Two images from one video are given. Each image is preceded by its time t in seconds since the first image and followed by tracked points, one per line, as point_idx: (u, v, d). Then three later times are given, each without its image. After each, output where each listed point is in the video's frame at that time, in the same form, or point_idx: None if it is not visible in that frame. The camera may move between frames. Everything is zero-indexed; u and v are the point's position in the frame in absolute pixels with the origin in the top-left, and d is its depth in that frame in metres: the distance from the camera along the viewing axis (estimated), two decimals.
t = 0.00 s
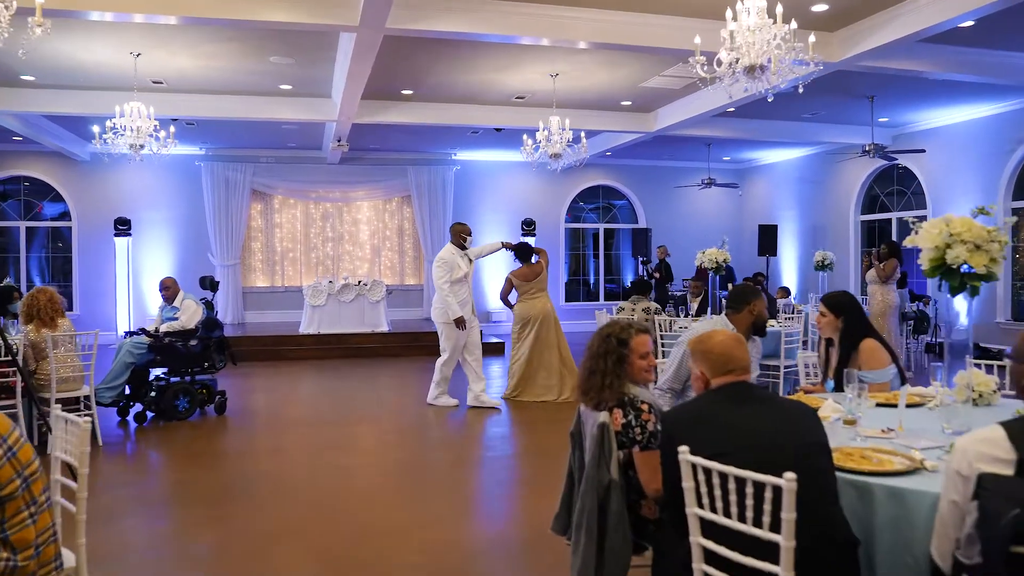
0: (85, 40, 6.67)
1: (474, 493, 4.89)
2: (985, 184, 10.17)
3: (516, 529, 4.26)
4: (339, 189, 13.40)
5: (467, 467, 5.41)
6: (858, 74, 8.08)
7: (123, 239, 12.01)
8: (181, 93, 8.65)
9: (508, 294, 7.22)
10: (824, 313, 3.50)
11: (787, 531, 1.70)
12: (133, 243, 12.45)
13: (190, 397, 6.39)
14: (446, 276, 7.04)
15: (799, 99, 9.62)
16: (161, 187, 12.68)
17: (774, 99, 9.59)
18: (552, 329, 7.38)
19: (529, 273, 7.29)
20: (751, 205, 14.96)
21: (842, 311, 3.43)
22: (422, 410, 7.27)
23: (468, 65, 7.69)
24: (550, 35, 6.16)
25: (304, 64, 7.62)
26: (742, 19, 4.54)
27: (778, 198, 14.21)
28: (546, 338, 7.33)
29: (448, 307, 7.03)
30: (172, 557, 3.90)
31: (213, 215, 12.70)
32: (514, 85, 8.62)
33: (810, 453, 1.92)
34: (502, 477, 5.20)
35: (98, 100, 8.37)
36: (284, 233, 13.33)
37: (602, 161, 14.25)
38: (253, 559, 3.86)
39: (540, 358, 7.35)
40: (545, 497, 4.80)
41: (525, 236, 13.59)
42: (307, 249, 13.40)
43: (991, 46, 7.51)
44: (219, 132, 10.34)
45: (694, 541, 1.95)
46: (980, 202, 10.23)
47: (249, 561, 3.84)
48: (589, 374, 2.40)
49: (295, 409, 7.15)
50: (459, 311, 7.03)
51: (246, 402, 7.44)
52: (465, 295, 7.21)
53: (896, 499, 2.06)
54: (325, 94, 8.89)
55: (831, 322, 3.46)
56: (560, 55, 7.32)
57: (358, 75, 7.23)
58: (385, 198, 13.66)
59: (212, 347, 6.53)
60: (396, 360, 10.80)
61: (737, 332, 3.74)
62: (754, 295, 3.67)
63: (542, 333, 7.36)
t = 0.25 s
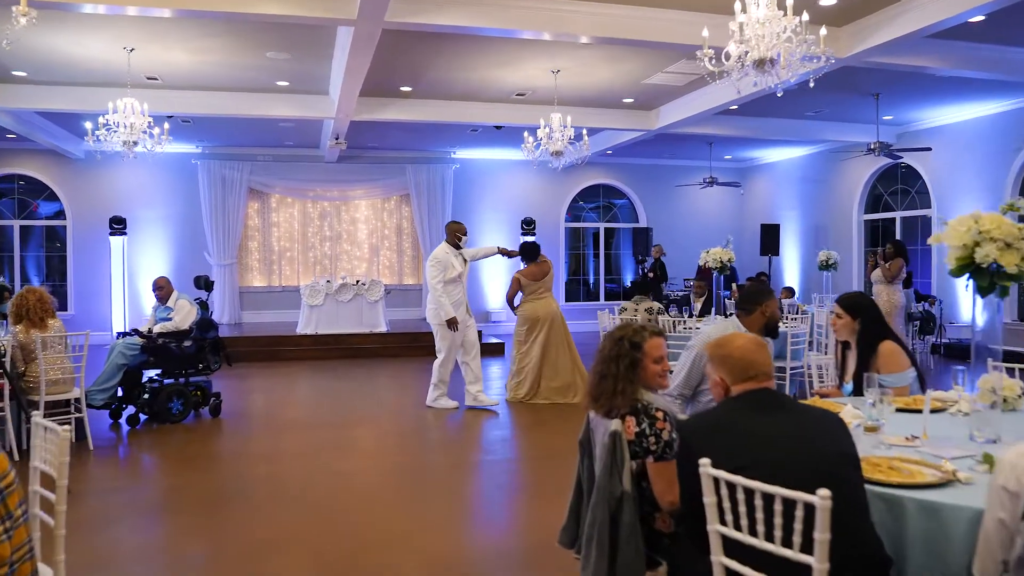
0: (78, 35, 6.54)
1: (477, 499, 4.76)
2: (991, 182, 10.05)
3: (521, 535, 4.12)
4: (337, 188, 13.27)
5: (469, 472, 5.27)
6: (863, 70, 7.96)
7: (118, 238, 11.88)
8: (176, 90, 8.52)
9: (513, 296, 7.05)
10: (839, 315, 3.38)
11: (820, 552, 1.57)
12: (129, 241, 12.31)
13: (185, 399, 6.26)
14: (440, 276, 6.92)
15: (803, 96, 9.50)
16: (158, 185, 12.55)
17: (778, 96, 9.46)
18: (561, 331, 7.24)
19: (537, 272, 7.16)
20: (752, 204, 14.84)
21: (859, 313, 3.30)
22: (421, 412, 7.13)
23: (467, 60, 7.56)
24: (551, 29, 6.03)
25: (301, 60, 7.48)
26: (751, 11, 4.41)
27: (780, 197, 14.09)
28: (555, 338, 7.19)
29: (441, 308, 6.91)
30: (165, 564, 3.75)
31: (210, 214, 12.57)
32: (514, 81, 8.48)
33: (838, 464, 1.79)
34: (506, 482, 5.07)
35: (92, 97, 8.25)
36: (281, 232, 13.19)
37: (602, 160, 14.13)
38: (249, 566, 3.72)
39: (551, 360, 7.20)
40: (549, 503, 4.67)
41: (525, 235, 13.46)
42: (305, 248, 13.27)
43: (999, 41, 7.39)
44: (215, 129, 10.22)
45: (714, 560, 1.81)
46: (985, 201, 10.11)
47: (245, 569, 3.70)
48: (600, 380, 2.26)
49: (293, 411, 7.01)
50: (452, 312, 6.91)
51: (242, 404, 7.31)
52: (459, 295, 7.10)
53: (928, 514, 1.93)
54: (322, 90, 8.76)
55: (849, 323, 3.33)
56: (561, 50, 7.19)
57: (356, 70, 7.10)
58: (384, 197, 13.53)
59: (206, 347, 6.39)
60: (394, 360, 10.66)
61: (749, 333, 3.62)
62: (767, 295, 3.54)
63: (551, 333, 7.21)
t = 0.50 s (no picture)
0: (69, 29, 6.40)
1: (480, 506, 4.62)
2: (997, 181, 9.92)
3: (526, 544, 3.98)
4: (335, 187, 13.12)
5: (471, 478, 5.13)
6: (870, 65, 7.82)
7: (113, 237, 11.72)
8: (171, 86, 8.37)
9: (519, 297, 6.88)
10: (858, 316, 3.27)
11: None
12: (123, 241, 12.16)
13: (178, 402, 6.11)
14: (435, 275, 6.80)
15: (807, 93, 9.36)
16: (153, 184, 12.40)
17: (782, 93, 9.32)
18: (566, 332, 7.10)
19: (542, 272, 7.00)
20: (754, 203, 14.71)
21: (879, 313, 3.19)
22: (420, 413, 6.99)
23: (467, 55, 7.42)
24: (553, 23, 5.89)
25: (298, 56, 7.34)
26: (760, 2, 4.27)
27: (781, 196, 13.97)
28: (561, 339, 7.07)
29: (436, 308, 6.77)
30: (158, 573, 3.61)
31: (206, 213, 12.42)
32: (515, 78, 8.35)
33: (873, 478, 1.66)
34: (509, 488, 4.93)
35: (84, 93, 8.10)
36: (278, 231, 13.04)
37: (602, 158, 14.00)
38: None
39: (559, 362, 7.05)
40: (554, 509, 4.53)
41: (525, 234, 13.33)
42: (302, 248, 13.12)
43: (1009, 36, 7.25)
44: (211, 127, 10.07)
45: None
46: (991, 199, 9.98)
47: None
48: (613, 386, 2.13)
49: (289, 413, 6.86)
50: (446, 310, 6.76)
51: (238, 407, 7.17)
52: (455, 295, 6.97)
53: (967, 531, 1.80)
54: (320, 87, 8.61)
55: (868, 324, 3.22)
56: (562, 45, 7.05)
57: (354, 66, 6.96)
58: (382, 196, 13.38)
59: (199, 349, 6.24)
60: (393, 361, 10.52)
61: (761, 336, 3.47)
62: (778, 296, 3.40)
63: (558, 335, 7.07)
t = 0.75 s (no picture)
0: (57, 24, 6.25)
1: (479, 511, 4.48)
2: (1000, 180, 9.81)
3: (528, 551, 3.85)
4: (331, 186, 12.97)
5: (469, 482, 4.99)
6: (874, 62, 7.71)
7: (106, 237, 11.57)
8: (163, 84, 8.23)
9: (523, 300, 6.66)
10: (874, 318, 3.20)
11: None
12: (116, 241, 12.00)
13: (169, 405, 5.97)
14: (429, 274, 6.66)
15: (808, 91, 9.24)
16: (147, 183, 12.25)
17: (784, 90, 9.20)
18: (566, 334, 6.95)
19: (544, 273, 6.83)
20: (754, 202, 14.59)
21: (896, 314, 3.12)
22: (417, 416, 6.86)
23: (464, 51, 7.29)
24: (553, 17, 5.76)
25: (293, 52, 7.21)
26: None
27: (781, 195, 13.85)
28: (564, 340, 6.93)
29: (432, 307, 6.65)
30: None
31: (200, 212, 12.27)
32: (513, 75, 8.22)
33: (908, 496, 1.54)
34: (509, 493, 4.79)
35: (74, 90, 7.95)
36: (273, 231, 12.89)
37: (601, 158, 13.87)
38: None
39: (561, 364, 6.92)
40: (556, 514, 4.40)
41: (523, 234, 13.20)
42: (298, 248, 12.97)
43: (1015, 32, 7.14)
44: (205, 124, 9.92)
45: None
46: (994, 198, 9.87)
47: None
48: (626, 395, 1.99)
49: (283, 416, 6.72)
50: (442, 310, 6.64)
51: (231, 410, 7.03)
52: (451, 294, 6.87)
53: (1006, 554, 1.67)
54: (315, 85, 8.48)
55: (887, 325, 3.15)
56: (561, 41, 6.92)
57: (349, 63, 6.83)
58: (378, 195, 13.23)
59: (190, 351, 6.09)
60: (390, 362, 10.38)
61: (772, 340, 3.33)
62: (788, 298, 3.27)
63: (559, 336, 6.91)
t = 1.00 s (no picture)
0: (29, 10, 5.94)
1: (475, 526, 4.19)
2: (1004, 178, 9.60)
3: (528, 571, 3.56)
4: (318, 184, 12.66)
5: (463, 495, 4.70)
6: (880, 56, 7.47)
7: (85, 235, 11.22)
8: (143, 76, 7.92)
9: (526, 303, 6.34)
10: (910, 323, 2.95)
11: None
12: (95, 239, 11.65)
13: (146, 412, 5.66)
14: (419, 272, 6.47)
15: (810, 87, 9.00)
16: (128, 180, 11.91)
17: (785, 86, 8.96)
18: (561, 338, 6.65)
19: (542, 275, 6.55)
20: (748, 202, 14.36)
21: (934, 318, 2.89)
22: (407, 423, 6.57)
23: (456, 43, 7.01)
24: (551, 5, 5.49)
25: (278, 42, 6.91)
26: None
27: (777, 194, 13.62)
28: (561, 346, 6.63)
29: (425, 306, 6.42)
30: None
31: (183, 210, 11.95)
32: (507, 68, 7.94)
33: (1009, 551, 1.28)
34: (505, 507, 4.51)
35: (50, 82, 7.63)
36: (258, 230, 12.57)
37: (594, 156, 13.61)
38: None
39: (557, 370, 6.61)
40: (556, 530, 4.11)
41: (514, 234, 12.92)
42: (283, 247, 12.65)
43: None
44: (188, 119, 9.61)
45: None
46: (998, 197, 9.65)
47: None
48: (656, 418, 1.71)
49: (267, 423, 6.41)
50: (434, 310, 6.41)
51: (213, 416, 6.73)
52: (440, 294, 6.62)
53: None
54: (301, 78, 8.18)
55: (924, 330, 2.90)
56: (558, 32, 6.65)
57: (336, 54, 6.54)
58: (366, 194, 12.92)
59: (169, 356, 5.79)
60: (378, 365, 10.09)
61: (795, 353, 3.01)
62: (811, 306, 2.97)
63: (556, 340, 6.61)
